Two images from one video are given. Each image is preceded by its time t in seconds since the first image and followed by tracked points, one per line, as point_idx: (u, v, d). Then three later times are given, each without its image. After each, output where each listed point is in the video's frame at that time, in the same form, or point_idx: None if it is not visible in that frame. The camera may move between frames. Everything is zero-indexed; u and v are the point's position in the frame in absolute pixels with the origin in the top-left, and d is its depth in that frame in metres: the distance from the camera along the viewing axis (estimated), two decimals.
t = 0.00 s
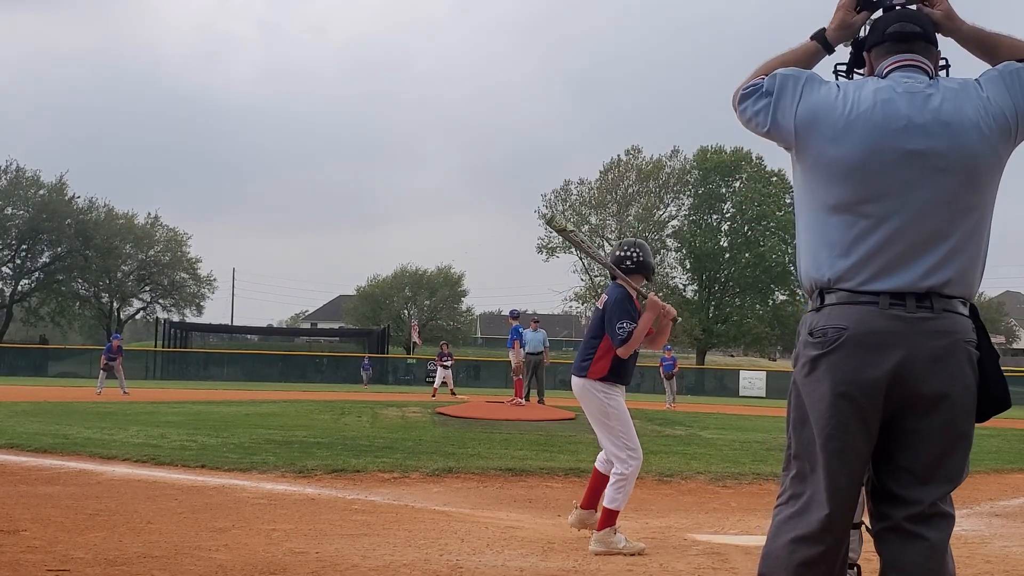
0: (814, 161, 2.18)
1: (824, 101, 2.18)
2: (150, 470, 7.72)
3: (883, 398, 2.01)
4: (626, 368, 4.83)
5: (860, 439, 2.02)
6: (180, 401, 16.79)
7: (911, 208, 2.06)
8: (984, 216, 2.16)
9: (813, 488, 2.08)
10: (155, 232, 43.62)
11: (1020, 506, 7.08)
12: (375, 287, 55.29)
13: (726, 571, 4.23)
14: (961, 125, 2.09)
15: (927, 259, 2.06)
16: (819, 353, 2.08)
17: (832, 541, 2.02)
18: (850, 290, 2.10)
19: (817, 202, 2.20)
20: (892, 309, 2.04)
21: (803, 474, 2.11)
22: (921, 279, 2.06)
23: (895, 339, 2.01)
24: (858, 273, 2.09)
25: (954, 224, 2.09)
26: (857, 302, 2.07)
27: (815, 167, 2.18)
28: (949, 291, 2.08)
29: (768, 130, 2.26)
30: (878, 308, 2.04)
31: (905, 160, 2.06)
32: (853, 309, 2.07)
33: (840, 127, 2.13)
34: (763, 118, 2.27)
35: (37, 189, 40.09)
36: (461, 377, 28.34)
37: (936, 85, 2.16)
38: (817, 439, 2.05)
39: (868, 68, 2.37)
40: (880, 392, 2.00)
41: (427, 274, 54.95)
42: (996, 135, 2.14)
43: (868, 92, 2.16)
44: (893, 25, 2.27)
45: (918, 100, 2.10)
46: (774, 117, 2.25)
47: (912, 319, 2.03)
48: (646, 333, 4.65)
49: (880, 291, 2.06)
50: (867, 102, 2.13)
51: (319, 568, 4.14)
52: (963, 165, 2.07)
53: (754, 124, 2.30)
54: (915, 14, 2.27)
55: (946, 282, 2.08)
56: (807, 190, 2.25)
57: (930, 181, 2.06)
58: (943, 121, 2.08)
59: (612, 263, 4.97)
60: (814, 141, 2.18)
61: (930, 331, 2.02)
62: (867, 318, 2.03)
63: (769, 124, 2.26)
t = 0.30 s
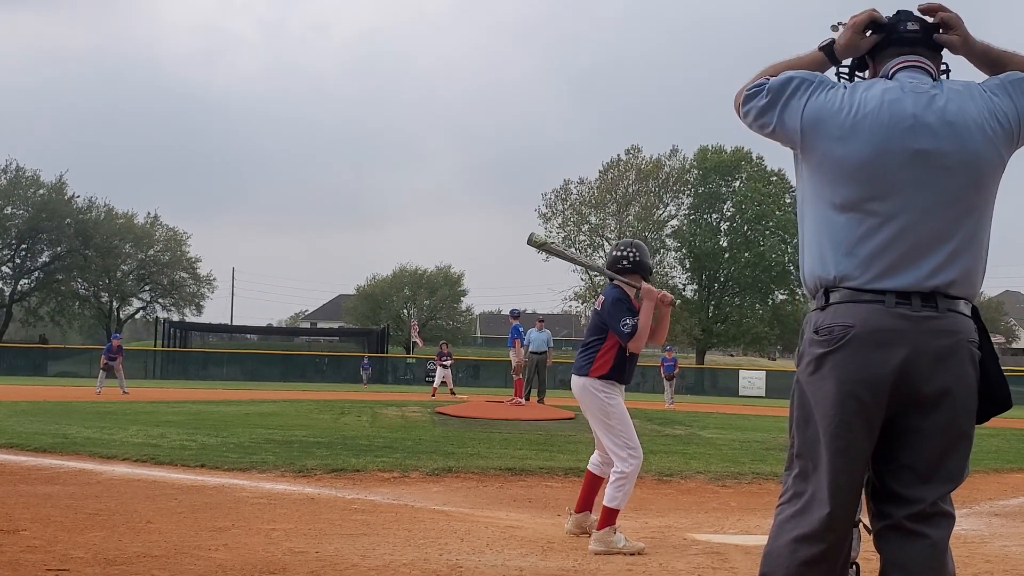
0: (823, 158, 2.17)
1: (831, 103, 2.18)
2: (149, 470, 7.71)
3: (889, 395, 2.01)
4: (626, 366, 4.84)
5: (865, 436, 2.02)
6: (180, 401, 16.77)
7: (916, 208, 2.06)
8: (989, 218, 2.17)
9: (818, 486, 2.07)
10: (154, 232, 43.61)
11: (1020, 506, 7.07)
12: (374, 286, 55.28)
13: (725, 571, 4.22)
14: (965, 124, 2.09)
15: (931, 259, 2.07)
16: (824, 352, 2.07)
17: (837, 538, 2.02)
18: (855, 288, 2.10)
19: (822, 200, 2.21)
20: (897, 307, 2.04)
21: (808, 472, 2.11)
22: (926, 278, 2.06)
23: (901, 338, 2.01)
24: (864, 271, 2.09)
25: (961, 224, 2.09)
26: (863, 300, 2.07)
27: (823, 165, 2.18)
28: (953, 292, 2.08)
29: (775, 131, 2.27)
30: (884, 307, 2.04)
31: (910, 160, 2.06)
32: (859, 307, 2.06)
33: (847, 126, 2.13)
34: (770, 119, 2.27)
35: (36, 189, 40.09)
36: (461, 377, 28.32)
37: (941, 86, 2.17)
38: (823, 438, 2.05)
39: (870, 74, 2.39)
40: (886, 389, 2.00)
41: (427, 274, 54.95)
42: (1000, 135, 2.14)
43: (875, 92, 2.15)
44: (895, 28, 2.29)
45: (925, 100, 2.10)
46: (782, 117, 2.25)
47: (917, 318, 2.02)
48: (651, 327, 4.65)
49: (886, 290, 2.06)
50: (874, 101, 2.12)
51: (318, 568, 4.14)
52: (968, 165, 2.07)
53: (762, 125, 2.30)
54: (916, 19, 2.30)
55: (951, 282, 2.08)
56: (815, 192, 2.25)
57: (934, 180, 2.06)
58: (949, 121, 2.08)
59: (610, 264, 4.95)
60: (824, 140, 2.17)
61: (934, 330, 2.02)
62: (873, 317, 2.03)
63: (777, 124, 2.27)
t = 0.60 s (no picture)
0: (830, 162, 2.16)
1: (834, 107, 2.18)
2: (149, 470, 7.71)
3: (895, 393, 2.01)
4: (624, 362, 4.85)
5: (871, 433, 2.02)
6: (179, 400, 16.74)
7: (924, 209, 2.07)
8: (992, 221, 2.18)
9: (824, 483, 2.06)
10: (154, 231, 43.60)
11: (1020, 505, 7.07)
12: (374, 286, 55.28)
13: (725, 571, 4.22)
14: (968, 126, 2.11)
15: (940, 260, 2.06)
16: (833, 350, 2.05)
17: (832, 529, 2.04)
18: (861, 287, 2.09)
19: (827, 205, 2.20)
20: (903, 308, 2.03)
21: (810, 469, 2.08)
22: (933, 278, 2.06)
23: (909, 335, 2.01)
24: (872, 270, 2.08)
25: (968, 225, 2.10)
26: (870, 300, 2.06)
27: (828, 170, 2.17)
28: (959, 292, 2.08)
29: (780, 141, 2.24)
30: (891, 307, 2.03)
31: (916, 158, 2.07)
32: (865, 307, 2.06)
33: (853, 128, 2.13)
34: (774, 128, 2.25)
35: (37, 189, 40.11)
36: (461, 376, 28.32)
37: (945, 89, 2.17)
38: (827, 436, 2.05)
39: (876, 68, 2.38)
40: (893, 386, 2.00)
41: (427, 274, 54.97)
42: (1002, 137, 2.16)
43: (879, 94, 2.16)
44: (908, 29, 2.24)
45: (929, 101, 2.11)
46: (786, 121, 2.23)
47: (922, 318, 2.03)
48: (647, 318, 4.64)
49: (892, 290, 2.06)
50: (879, 102, 2.13)
51: (317, 568, 4.13)
52: (972, 165, 2.09)
53: (765, 136, 2.27)
54: (929, 19, 2.25)
55: (958, 282, 2.08)
56: (818, 199, 2.24)
57: (940, 179, 2.07)
58: (953, 123, 2.10)
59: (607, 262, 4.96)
60: (829, 145, 2.16)
61: (940, 329, 2.02)
62: (881, 317, 2.03)
63: (782, 131, 2.24)
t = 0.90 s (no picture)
0: (820, 168, 2.17)
1: (822, 116, 2.20)
2: (150, 470, 7.71)
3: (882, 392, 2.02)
4: (626, 364, 4.86)
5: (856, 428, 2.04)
6: (180, 401, 16.75)
7: (912, 211, 2.09)
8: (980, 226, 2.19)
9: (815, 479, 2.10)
10: (154, 231, 43.59)
11: (1020, 505, 7.07)
12: (374, 286, 55.30)
13: (725, 571, 4.22)
14: (955, 129, 2.12)
15: (930, 260, 2.07)
16: (821, 350, 2.08)
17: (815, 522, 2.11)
18: (850, 289, 2.10)
19: (816, 213, 2.21)
20: (890, 308, 2.04)
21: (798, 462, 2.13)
22: (921, 275, 2.06)
23: (896, 335, 2.01)
24: (861, 272, 2.10)
25: (956, 227, 2.11)
26: (859, 300, 2.07)
27: (818, 177, 2.19)
28: (948, 293, 2.09)
29: (771, 153, 2.25)
30: (877, 308, 2.04)
31: (902, 162, 2.08)
32: (852, 308, 2.07)
33: (841, 133, 2.15)
34: (764, 141, 2.25)
35: (37, 189, 40.13)
36: (460, 377, 28.31)
37: (928, 97, 2.19)
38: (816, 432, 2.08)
39: (863, 78, 2.36)
40: (881, 385, 2.02)
41: (427, 274, 55.00)
42: (989, 144, 2.18)
43: (868, 101, 2.17)
44: (893, 41, 2.23)
45: (914, 106, 2.14)
46: (776, 130, 2.24)
47: (910, 317, 2.03)
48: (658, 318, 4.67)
49: (880, 290, 2.07)
50: (865, 109, 2.15)
51: (317, 568, 4.14)
52: (959, 167, 2.10)
53: (755, 153, 2.27)
54: (914, 28, 2.25)
55: (946, 283, 2.09)
56: (810, 206, 2.25)
57: (927, 180, 2.08)
58: (940, 126, 2.12)
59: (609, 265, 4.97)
60: (820, 153, 2.18)
61: (927, 329, 2.02)
62: (870, 317, 2.04)
63: (772, 145, 2.24)
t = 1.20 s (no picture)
0: (774, 185, 2.32)
1: (774, 138, 2.35)
2: (150, 471, 7.72)
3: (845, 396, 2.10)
4: (626, 362, 4.86)
5: (823, 429, 2.13)
6: (181, 401, 16.74)
7: (863, 218, 2.20)
8: (932, 238, 2.29)
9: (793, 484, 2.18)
10: (154, 231, 43.56)
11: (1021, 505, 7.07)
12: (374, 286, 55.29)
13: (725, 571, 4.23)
14: (902, 143, 2.25)
15: (883, 267, 2.17)
16: (785, 356, 2.16)
17: (790, 525, 2.20)
18: (810, 297, 2.21)
19: (777, 229, 2.34)
20: (850, 314, 2.13)
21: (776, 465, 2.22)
22: (876, 282, 2.16)
23: (854, 340, 2.10)
24: (819, 280, 2.21)
25: (908, 237, 2.21)
26: (821, 307, 2.17)
27: (776, 195, 2.33)
28: (907, 301, 2.17)
29: (731, 178, 2.39)
30: (836, 314, 2.14)
31: (850, 174, 2.21)
32: (814, 315, 2.16)
33: (792, 152, 2.29)
34: (724, 167, 2.40)
35: (37, 189, 40.13)
36: (460, 377, 28.31)
37: (875, 113, 2.32)
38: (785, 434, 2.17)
39: (817, 93, 2.50)
40: (843, 389, 2.10)
41: (427, 274, 55.00)
42: (935, 157, 2.29)
43: (816, 122, 2.32)
44: (845, 60, 2.37)
45: (861, 122, 2.27)
46: (733, 155, 2.40)
47: (869, 324, 2.12)
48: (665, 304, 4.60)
49: (839, 296, 2.16)
50: (813, 129, 2.30)
51: (317, 568, 4.14)
52: (905, 178, 2.22)
53: (715, 178, 2.41)
54: (866, 48, 2.38)
55: (904, 288, 2.18)
56: (770, 226, 2.38)
57: (876, 189, 2.21)
58: (887, 138, 2.24)
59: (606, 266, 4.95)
60: (774, 170, 2.32)
61: (885, 334, 2.11)
62: (829, 323, 2.13)
63: (731, 170, 2.39)
